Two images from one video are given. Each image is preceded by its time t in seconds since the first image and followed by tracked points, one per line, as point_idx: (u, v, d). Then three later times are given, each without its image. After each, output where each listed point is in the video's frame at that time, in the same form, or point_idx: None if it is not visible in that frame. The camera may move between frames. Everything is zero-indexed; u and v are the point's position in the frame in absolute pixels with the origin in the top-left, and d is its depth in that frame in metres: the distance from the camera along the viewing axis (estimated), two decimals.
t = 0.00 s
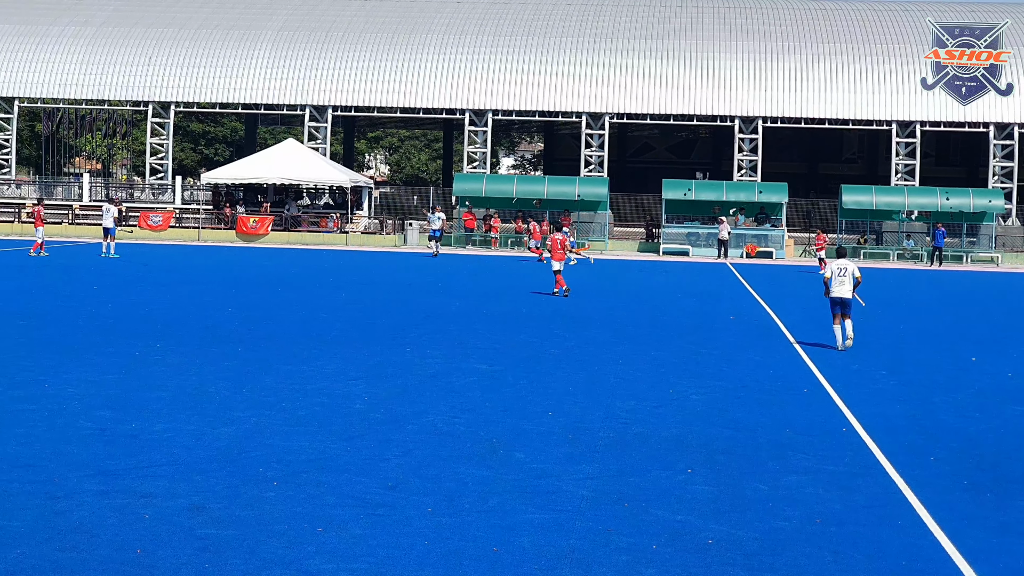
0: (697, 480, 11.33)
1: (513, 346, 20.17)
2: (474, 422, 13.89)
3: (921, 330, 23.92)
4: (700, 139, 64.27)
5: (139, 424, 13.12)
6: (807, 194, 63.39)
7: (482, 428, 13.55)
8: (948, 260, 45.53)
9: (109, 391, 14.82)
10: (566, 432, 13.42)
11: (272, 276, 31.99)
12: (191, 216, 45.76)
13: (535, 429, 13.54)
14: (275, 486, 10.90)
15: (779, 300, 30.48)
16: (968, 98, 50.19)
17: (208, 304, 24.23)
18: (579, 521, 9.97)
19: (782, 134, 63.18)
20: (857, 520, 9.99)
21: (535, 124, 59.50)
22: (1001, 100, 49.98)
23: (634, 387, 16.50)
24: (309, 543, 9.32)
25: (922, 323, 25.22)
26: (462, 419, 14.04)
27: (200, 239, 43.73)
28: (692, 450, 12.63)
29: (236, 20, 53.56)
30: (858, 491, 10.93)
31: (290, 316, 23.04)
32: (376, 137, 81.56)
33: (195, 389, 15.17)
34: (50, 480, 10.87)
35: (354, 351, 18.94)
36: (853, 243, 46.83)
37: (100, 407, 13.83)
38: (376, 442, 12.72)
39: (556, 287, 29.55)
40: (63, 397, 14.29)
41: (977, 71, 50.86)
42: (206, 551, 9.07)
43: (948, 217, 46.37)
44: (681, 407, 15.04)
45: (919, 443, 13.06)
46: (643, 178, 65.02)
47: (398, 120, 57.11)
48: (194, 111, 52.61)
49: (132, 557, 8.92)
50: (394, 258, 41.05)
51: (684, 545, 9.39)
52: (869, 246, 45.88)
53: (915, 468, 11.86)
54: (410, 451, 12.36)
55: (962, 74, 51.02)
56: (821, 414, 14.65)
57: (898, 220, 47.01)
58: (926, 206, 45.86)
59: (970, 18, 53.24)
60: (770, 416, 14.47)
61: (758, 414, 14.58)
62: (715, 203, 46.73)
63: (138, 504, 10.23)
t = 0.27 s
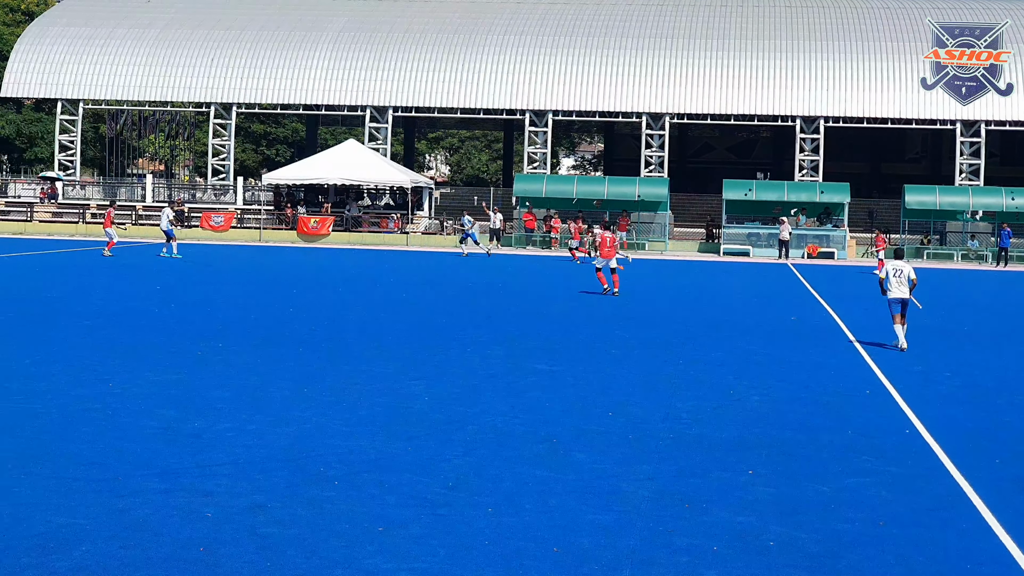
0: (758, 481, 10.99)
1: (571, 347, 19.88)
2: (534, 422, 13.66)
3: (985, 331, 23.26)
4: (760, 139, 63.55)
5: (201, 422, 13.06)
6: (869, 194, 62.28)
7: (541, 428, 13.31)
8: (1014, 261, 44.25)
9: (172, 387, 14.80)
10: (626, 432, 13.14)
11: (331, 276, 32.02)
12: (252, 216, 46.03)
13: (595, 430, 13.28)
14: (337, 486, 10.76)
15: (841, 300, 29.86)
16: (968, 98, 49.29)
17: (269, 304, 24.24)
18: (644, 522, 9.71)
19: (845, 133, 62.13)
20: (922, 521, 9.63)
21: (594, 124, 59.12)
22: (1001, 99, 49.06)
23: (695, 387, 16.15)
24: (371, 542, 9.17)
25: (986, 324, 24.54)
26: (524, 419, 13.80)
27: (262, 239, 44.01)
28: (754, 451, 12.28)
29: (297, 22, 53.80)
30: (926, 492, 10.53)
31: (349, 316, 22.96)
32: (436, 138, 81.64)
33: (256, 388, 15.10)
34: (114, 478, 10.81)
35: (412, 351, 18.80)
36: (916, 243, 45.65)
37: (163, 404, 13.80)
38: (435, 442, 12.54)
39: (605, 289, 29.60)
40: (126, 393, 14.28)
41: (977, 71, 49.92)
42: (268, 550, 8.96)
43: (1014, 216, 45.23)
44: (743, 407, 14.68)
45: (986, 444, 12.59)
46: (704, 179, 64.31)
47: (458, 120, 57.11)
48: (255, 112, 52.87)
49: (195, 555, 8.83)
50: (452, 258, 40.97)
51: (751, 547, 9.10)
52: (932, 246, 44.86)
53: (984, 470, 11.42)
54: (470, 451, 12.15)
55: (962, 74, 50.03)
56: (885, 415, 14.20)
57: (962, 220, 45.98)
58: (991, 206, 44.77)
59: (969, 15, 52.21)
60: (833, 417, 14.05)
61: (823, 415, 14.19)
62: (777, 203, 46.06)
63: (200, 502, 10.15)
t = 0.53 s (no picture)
0: (826, 484, 10.64)
1: (635, 348, 19.56)
2: (598, 422, 13.39)
3: None
4: (826, 140, 62.46)
5: (265, 420, 12.97)
6: (937, 195, 60.97)
7: (605, 429, 13.04)
8: None
9: (237, 384, 14.75)
10: (692, 433, 12.81)
11: (393, 277, 32.00)
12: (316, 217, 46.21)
13: (661, 431, 12.97)
14: (400, 485, 10.60)
15: (907, 301, 29.18)
16: (968, 99, 48.43)
17: (332, 305, 24.23)
18: (713, 526, 9.41)
19: (914, 132, 60.89)
20: (993, 526, 9.27)
21: (658, 125, 58.56)
22: (1002, 100, 48.20)
23: (761, 389, 15.75)
24: (434, 543, 9.01)
25: None
26: (588, 420, 13.54)
27: (326, 240, 44.21)
28: (822, 452, 11.91)
29: (361, 25, 53.96)
30: (1001, 496, 10.12)
31: (411, 317, 22.85)
32: (499, 139, 81.61)
33: (319, 386, 15.01)
34: (180, 477, 10.75)
35: (474, 351, 18.62)
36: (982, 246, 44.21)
37: (228, 401, 13.74)
38: (499, 443, 12.34)
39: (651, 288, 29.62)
40: (191, 390, 14.26)
41: (977, 71, 48.97)
42: (332, 550, 8.84)
43: None
44: (812, 409, 14.28)
45: None
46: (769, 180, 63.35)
47: (521, 121, 56.96)
48: (320, 114, 53.12)
49: (260, 554, 8.73)
50: (513, 259, 40.79)
51: (824, 553, 8.78)
52: (1001, 247, 43.54)
53: None
54: (534, 452, 11.93)
55: (962, 74, 49.13)
56: (956, 417, 13.73)
57: None
58: None
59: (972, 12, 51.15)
60: (904, 420, 13.60)
61: (894, 417, 13.74)
62: (842, 205, 45.18)
63: (264, 501, 10.06)
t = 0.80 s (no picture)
0: (884, 488, 10.35)
1: (688, 350, 19.27)
2: (652, 425, 13.14)
3: None
4: (881, 142, 61.30)
5: (317, 421, 12.89)
6: (995, 197, 59.76)
7: (659, 431, 12.79)
8: None
9: (291, 385, 14.69)
10: (748, 436, 12.52)
11: (445, 279, 31.92)
12: (370, 219, 46.27)
13: (715, 433, 12.69)
14: (453, 487, 10.46)
15: (966, 303, 28.53)
16: (968, 99, 47.90)
17: (385, 306, 24.16)
18: (771, 529, 9.17)
19: (974, 132, 59.71)
20: None
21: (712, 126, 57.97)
22: (1003, 100, 47.70)
23: (818, 391, 15.39)
24: (487, 545, 8.87)
25: None
26: (642, 422, 13.30)
27: (379, 242, 44.28)
28: (880, 455, 11.59)
29: (414, 26, 54.03)
30: None
31: (463, 319, 22.72)
32: (552, 141, 81.37)
33: (371, 386, 14.91)
34: (235, 476, 10.69)
35: (525, 353, 18.43)
36: None
37: (282, 401, 13.67)
38: (553, 444, 12.14)
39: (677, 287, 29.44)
40: (245, 389, 14.22)
41: (977, 71, 48.40)
42: (386, 551, 8.73)
43: None
44: (870, 411, 13.92)
45: None
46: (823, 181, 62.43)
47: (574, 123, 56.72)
48: (373, 116, 53.27)
49: (314, 554, 8.64)
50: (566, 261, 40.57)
51: (884, 558, 8.51)
52: None
53: None
54: (588, 453, 11.72)
55: (962, 74, 48.57)
56: (1019, 421, 13.32)
57: None
58: None
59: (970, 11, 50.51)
60: (965, 423, 13.21)
61: (955, 420, 13.36)
62: (898, 206, 44.22)
63: (318, 502, 9.96)
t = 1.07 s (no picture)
0: (909, 493, 10.19)
1: (712, 353, 19.11)
2: (675, 428, 13.02)
3: None
4: (906, 146, 61.06)
5: (340, 423, 12.83)
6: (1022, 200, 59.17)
7: (682, 435, 12.66)
8: None
9: (314, 388, 14.64)
10: (771, 440, 12.37)
11: (467, 282, 31.84)
12: (393, 223, 46.17)
13: (739, 437, 12.55)
14: (476, 490, 10.37)
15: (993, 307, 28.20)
16: (968, 98, 47.78)
17: (406, 309, 24.11)
18: (798, 533, 9.04)
19: (999, 135, 59.21)
20: None
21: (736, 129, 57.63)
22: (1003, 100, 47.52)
23: (841, 395, 15.23)
24: (510, 548, 8.78)
25: None
26: (666, 426, 13.16)
27: (403, 244, 44.20)
28: (906, 459, 11.43)
29: (438, 30, 54.04)
30: None
31: (485, 322, 22.62)
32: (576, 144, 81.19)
33: (393, 390, 14.85)
34: (258, 480, 10.63)
35: (546, 356, 18.33)
36: None
37: (304, 404, 13.63)
38: (576, 447, 12.03)
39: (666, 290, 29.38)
40: (268, 391, 14.18)
41: (977, 71, 48.26)
42: (409, 554, 8.66)
43: None
44: (895, 415, 13.76)
45: None
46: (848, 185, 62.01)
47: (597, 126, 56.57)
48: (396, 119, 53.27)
49: (338, 557, 8.58)
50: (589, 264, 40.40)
51: (912, 563, 8.38)
52: None
53: None
54: (612, 457, 11.60)
55: (962, 74, 48.44)
56: None
57: None
58: None
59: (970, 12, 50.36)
60: (992, 427, 13.02)
61: (981, 424, 13.17)
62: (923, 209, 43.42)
63: (340, 505, 9.90)
